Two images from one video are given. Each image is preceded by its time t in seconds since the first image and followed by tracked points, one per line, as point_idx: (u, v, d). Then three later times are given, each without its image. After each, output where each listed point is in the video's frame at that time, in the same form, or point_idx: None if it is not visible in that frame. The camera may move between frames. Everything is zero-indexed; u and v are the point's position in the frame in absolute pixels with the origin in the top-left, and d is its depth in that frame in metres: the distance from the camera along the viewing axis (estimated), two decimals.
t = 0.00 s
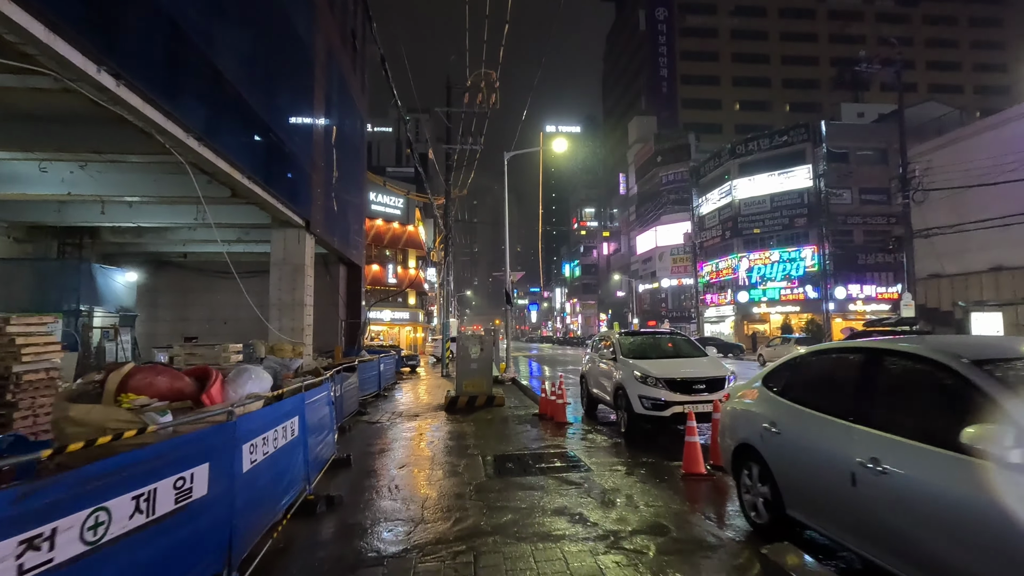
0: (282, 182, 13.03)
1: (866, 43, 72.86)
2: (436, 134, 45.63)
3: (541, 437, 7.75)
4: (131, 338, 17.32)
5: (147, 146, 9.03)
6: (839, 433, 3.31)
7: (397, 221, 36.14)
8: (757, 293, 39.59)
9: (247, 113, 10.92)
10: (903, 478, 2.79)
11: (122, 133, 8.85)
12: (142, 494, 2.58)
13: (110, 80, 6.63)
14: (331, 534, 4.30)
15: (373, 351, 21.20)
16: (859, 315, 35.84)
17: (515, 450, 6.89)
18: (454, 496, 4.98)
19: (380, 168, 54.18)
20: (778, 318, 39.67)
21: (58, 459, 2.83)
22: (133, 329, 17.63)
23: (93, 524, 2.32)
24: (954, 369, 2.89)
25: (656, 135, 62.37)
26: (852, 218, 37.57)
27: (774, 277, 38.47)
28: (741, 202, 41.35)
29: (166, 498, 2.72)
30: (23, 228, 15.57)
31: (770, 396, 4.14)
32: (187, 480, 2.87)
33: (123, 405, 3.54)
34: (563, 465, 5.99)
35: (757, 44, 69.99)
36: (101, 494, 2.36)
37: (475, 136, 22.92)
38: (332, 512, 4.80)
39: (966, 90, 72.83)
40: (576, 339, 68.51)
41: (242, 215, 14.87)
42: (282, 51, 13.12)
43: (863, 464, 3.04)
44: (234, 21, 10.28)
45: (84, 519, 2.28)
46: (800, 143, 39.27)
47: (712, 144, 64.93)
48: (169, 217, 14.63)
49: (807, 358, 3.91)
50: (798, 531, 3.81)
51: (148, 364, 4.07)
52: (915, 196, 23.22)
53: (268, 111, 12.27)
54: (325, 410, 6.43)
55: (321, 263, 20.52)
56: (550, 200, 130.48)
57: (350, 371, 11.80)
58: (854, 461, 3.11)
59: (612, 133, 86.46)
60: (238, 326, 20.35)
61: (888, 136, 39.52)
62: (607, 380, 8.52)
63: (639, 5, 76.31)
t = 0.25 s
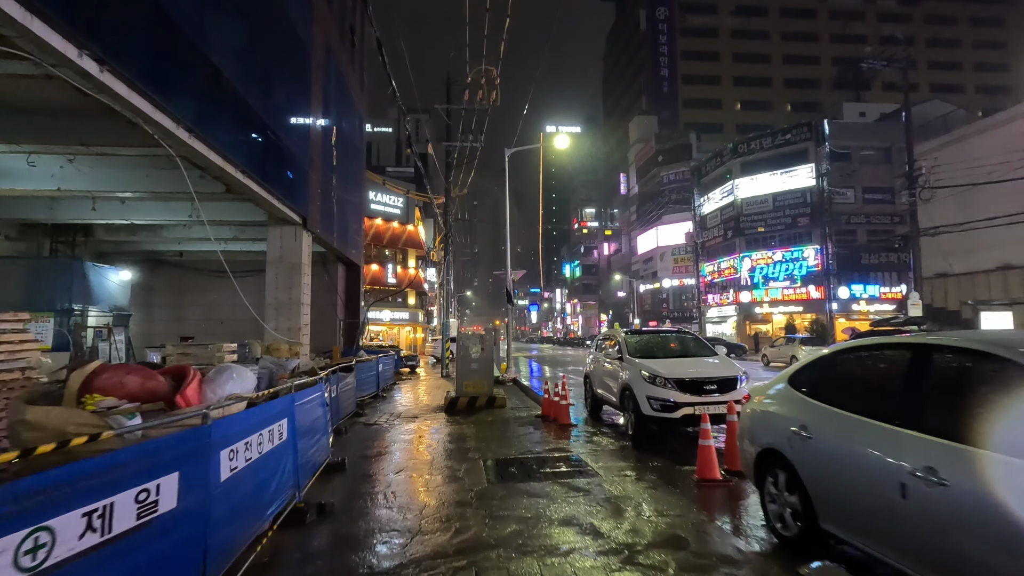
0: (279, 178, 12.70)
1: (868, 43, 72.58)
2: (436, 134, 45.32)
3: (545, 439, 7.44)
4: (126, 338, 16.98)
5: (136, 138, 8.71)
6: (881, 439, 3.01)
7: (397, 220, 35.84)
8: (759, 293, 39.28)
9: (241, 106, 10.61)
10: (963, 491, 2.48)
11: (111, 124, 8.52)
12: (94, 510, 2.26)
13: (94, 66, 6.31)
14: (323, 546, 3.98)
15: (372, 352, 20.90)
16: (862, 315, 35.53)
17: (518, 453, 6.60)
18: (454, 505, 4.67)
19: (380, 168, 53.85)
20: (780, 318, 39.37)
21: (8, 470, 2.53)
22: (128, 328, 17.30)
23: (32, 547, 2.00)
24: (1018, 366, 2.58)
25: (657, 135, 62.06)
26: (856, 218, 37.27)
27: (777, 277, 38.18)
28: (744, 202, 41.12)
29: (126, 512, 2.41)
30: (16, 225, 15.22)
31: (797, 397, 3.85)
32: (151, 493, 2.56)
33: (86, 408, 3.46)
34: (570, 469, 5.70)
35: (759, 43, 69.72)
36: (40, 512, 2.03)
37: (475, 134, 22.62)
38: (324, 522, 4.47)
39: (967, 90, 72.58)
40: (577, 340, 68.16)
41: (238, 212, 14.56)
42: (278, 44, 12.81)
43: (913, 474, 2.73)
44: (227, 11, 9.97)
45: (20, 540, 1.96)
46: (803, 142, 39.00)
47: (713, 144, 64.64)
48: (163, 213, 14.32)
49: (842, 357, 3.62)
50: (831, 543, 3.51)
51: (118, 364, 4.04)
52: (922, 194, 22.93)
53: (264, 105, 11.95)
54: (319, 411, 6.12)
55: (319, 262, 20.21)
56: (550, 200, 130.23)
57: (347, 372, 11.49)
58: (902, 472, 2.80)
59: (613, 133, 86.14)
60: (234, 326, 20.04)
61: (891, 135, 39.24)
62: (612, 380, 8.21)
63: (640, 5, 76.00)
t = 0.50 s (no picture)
0: (274, 176, 12.39)
1: (870, 42, 72.25)
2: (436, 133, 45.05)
3: (548, 446, 7.13)
4: (120, 340, 16.68)
5: (124, 133, 8.39)
6: (933, 453, 2.73)
7: (397, 220, 35.60)
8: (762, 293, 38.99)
9: (235, 102, 10.30)
10: None
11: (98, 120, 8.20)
12: (30, 551, 1.94)
13: (75, 55, 6.00)
14: (313, 570, 3.66)
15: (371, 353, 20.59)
16: (866, 315, 35.21)
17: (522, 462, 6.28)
18: (456, 522, 4.34)
19: (380, 168, 53.59)
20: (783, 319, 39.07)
21: None
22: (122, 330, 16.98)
23: None
24: None
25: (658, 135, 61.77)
26: (859, 218, 36.95)
27: (780, 278, 37.89)
28: (746, 202, 40.86)
29: (74, 545, 2.10)
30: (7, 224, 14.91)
31: (832, 407, 3.56)
32: (102, 525, 2.23)
33: (40, 422, 3.23)
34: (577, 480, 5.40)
35: (760, 42, 69.43)
36: None
37: (476, 132, 22.29)
38: (312, 542, 4.14)
39: (970, 89, 72.20)
40: (578, 340, 67.88)
41: (232, 211, 14.26)
42: (273, 39, 12.49)
43: (980, 503, 2.43)
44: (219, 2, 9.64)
45: None
46: (806, 141, 38.58)
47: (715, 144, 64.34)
48: (157, 212, 14.02)
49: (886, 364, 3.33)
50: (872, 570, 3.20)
51: (77, 372, 3.77)
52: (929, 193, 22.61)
53: (258, 100, 11.63)
54: (312, 419, 5.80)
55: (317, 262, 19.92)
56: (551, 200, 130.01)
57: (344, 374, 11.16)
58: (966, 500, 2.49)
59: (614, 133, 85.86)
60: (231, 327, 19.77)
61: (896, 134, 38.86)
62: (619, 384, 7.89)
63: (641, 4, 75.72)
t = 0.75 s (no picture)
0: (271, 173, 12.12)
1: (872, 41, 71.89)
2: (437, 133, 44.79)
3: (554, 449, 6.83)
4: (115, 340, 16.39)
5: (113, 126, 8.09)
6: (1004, 465, 2.46)
7: (397, 220, 35.36)
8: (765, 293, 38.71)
9: (230, 95, 10.00)
10: None
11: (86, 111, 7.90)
12: None
13: (55, 38, 5.69)
14: None
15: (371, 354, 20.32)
16: (870, 315, 34.90)
17: (526, 466, 5.99)
18: (457, 533, 4.05)
19: (380, 167, 53.32)
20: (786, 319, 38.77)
21: None
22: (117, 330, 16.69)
23: None
24: None
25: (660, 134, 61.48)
26: (863, 217, 36.63)
27: (783, 277, 37.61)
28: (749, 201, 40.57)
29: None
30: None
31: (876, 411, 3.33)
32: (45, 549, 1.96)
33: None
34: (585, 486, 5.12)
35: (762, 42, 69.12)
36: None
37: (477, 129, 22.00)
38: (303, 555, 3.85)
39: (973, 88, 71.81)
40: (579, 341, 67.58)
41: (229, 209, 13.99)
42: (270, 31, 12.19)
43: None
44: None
45: None
46: (810, 139, 38.26)
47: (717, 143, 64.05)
48: (152, 210, 13.75)
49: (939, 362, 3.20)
50: None
51: (33, 374, 3.49)
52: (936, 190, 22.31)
53: (255, 94, 11.32)
54: (305, 422, 5.53)
55: (316, 261, 19.67)
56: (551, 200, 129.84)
57: (342, 375, 10.87)
58: None
59: (615, 133, 85.58)
60: (229, 327, 19.50)
61: (900, 132, 38.54)
62: (627, 385, 7.58)
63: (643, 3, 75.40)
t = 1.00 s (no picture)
0: (267, 169, 11.80)
1: (875, 40, 71.49)
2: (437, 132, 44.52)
3: (559, 454, 6.53)
4: (109, 340, 16.10)
5: (99, 117, 7.76)
6: (1001, 461, 2.54)
7: (397, 219, 35.10)
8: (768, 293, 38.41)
9: (224, 87, 9.67)
10: None
11: (72, 103, 7.59)
12: None
13: (32, 23, 5.37)
14: None
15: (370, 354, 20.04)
16: (875, 315, 34.55)
17: (530, 474, 5.66)
18: (457, 554, 3.71)
19: (381, 167, 53.05)
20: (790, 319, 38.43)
21: None
22: (112, 330, 16.39)
23: None
24: None
25: (662, 133, 61.20)
26: (868, 216, 36.29)
27: (786, 277, 37.30)
28: (752, 200, 40.25)
29: None
30: None
31: (923, 418, 3.06)
32: None
33: None
34: (595, 497, 4.82)
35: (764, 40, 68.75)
36: None
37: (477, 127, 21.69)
38: None
39: (977, 87, 71.33)
40: (580, 341, 67.30)
41: (224, 206, 13.69)
42: (266, 24, 11.86)
43: None
44: None
45: None
46: (814, 138, 37.90)
47: (719, 143, 63.71)
48: (146, 207, 13.48)
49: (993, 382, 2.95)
50: None
51: None
52: (944, 189, 21.97)
53: (251, 88, 10.98)
54: (298, 428, 5.22)
55: (315, 260, 19.39)
56: (552, 200, 129.59)
57: (338, 377, 10.54)
58: None
59: (616, 133, 85.29)
60: (226, 327, 19.20)
61: (905, 130, 38.19)
62: (634, 387, 7.27)
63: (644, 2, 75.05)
